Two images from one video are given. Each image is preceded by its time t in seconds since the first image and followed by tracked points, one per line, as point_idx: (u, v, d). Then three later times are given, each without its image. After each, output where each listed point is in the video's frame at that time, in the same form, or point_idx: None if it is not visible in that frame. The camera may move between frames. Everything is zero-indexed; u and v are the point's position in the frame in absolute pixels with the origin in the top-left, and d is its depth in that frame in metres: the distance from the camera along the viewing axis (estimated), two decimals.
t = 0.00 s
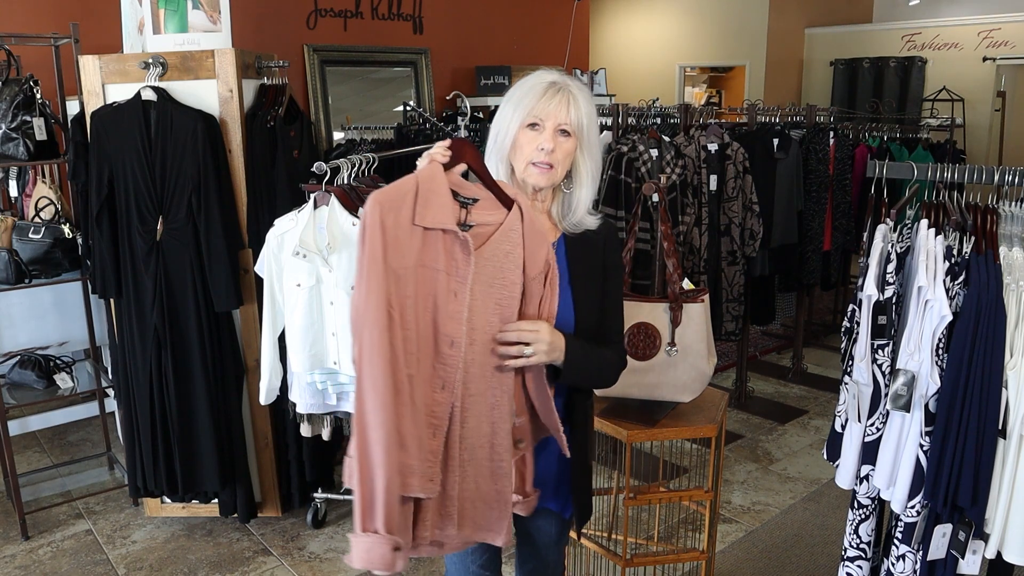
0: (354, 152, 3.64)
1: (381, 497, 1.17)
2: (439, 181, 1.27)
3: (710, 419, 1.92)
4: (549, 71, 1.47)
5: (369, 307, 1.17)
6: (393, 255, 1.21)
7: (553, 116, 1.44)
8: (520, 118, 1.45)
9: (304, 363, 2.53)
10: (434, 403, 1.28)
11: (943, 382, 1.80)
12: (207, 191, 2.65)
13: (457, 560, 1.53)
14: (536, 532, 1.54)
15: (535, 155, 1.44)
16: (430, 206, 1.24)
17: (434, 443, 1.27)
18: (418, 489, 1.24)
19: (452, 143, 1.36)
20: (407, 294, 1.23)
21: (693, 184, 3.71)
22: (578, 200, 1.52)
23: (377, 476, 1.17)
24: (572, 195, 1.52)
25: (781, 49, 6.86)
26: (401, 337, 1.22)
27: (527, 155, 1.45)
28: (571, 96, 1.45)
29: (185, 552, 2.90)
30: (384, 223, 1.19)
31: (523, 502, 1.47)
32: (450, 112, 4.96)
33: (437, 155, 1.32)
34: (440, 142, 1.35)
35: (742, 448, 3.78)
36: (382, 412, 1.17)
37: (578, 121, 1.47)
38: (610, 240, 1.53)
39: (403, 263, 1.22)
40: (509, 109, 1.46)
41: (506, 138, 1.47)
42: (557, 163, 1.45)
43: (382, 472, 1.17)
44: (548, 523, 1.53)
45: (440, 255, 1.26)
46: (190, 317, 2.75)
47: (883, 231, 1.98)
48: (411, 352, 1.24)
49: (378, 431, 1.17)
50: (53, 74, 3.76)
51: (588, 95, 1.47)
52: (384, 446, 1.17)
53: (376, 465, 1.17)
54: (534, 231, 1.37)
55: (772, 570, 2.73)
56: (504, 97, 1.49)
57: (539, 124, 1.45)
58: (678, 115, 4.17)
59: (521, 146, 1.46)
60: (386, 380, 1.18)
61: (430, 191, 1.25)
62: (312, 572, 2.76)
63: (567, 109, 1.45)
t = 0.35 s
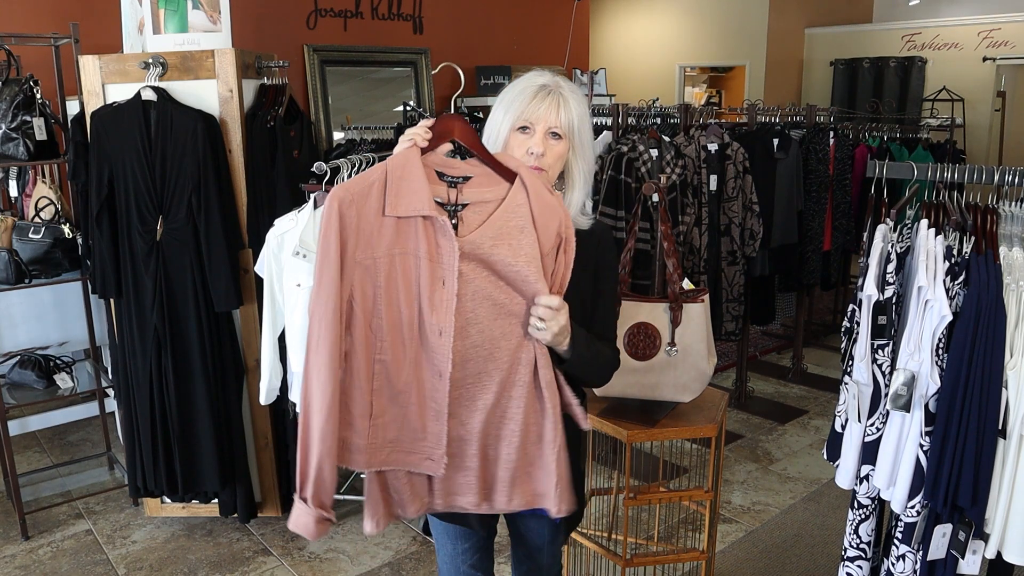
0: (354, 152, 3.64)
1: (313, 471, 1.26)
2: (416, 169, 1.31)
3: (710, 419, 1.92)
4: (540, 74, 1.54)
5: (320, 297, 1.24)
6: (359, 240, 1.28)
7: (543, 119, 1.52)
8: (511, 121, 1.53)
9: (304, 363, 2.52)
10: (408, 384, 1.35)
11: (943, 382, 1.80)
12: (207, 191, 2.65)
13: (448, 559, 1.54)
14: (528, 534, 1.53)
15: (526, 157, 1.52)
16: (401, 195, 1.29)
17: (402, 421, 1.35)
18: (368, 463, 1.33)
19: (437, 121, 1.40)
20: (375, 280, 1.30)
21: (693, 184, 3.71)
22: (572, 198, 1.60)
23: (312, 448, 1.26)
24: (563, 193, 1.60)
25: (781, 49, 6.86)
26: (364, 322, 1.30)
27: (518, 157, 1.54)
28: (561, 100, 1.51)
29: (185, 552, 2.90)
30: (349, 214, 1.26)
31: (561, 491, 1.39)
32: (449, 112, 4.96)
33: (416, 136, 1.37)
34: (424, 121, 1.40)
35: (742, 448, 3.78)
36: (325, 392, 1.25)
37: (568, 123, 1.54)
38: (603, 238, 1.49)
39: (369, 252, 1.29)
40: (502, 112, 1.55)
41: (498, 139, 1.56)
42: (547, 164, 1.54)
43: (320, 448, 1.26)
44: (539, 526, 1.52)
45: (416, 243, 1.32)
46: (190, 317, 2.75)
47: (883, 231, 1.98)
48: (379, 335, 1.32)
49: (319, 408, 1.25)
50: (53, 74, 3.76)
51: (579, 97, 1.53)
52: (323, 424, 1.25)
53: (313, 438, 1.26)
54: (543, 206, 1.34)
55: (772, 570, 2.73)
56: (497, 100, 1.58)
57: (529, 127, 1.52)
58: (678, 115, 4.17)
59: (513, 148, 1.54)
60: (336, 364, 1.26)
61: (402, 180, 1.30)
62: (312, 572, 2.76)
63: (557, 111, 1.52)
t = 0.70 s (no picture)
0: (354, 152, 3.64)
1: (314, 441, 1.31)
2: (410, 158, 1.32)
3: (710, 419, 1.92)
4: (544, 77, 1.56)
5: (312, 281, 1.26)
6: (352, 228, 1.29)
7: (546, 120, 1.53)
8: (515, 122, 1.55)
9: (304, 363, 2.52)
10: (403, 375, 1.33)
11: (943, 382, 1.80)
12: (206, 191, 2.65)
13: (445, 559, 1.53)
14: (525, 536, 1.53)
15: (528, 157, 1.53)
16: (394, 184, 1.30)
17: (395, 414, 1.34)
18: (359, 453, 1.32)
19: (436, 112, 1.44)
20: (369, 269, 1.31)
21: (693, 184, 3.71)
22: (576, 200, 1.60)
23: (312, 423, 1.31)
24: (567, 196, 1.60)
25: (781, 49, 6.86)
26: (357, 310, 1.31)
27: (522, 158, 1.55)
28: (564, 102, 1.53)
29: (185, 552, 2.90)
30: (341, 202, 1.28)
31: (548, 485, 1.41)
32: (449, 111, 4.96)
33: (414, 126, 1.39)
34: (423, 112, 1.44)
35: (742, 448, 3.78)
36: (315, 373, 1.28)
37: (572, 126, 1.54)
38: (602, 238, 1.49)
39: (362, 239, 1.30)
40: (506, 113, 1.57)
41: (501, 140, 1.57)
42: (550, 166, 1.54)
43: (319, 421, 1.31)
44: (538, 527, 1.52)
45: (409, 232, 1.31)
46: (190, 317, 2.75)
47: (883, 231, 1.98)
48: (373, 324, 1.32)
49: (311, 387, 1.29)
50: (53, 73, 3.76)
51: (582, 100, 1.54)
52: (319, 400, 1.30)
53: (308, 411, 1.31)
54: (543, 195, 1.34)
55: (771, 570, 2.73)
56: (502, 102, 1.60)
57: (532, 128, 1.54)
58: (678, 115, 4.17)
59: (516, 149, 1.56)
60: (325, 349, 1.28)
61: (396, 168, 1.31)
62: (312, 572, 2.76)
63: (560, 113, 1.53)
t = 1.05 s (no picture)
0: (354, 152, 3.64)
1: (288, 448, 1.28)
2: (410, 157, 1.33)
3: (710, 419, 1.92)
4: (548, 78, 1.56)
5: (307, 277, 1.26)
6: (348, 225, 1.29)
7: (551, 121, 1.53)
8: (519, 123, 1.55)
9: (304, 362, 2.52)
10: (394, 372, 1.34)
11: (943, 382, 1.80)
12: (206, 191, 2.65)
13: (448, 558, 1.53)
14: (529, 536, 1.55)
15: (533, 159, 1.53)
16: (393, 182, 1.30)
17: (383, 411, 1.34)
18: (348, 452, 1.31)
19: (439, 111, 1.43)
20: (366, 267, 1.31)
21: (693, 184, 3.71)
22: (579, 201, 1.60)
23: (289, 427, 1.28)
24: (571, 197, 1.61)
25: (781, 49, 6.86)
26: (351, 307, 1.30)
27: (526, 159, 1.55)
28: (569, 103, 1.53)
29: (185, 552, 2.90)
30: (339, 197, 1.28)
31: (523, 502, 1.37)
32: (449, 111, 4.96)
33: (417, 125, 1.39)
34: (427, 112, 1.43)
35: (742, 448, 3.78)
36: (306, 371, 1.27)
37: (576, 126, 1.54)
38: (607, 238, 1.50)
39: (358, 236, 1.30)
40: (511, 113, 1.56)
41: (506, 141, 1.57)
42: (555, 167, 1.54)
43: (297, 428, 1.28)
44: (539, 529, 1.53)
45: (405, 230, 1.32)
46: (190, 317, 2.75)
47: (883, 231, 1.98)
48: (366, 321, 1.32)
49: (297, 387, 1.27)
50: (53, 73, 3.76)
51: (587, 100, 1.54)
52: (301, 401, 1.27)
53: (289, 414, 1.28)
54: (543, 201, 1.33)
55: (772, 570, 2.73)
56: (507, 102, 1.59)
57: (537, 128, 1.53)
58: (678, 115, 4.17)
59: (520, 149, 1.55)
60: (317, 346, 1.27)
61: (395, 166, 1.31)
62: (312, 572, 2.76)
63: (564, 114, 1.53)
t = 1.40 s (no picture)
0: (354, 152, 3.64)
1: (319, 463, 1.27)
2: (419, 165, 1.32)
3: (710, 419, 1.92)
4: (552, 78, 1.55)
5: (323, 291, 1.26)
6: (362, 237, 1.29)
7: (553, 122, 1.53)
8: (521, 122, 1.55)
9: (304, 362, 2.52)
10: (408, 379, 1.35)
11: (943, 382, 1.80)
12: (206, 191, 2.65)
13: (447, 556, 1.53)
14: (528, 537, 1.54)
15: (535, 159, 1.53)
16: (404, 192, 1.30)
17: (402, 418, 1.35)
18: (376, 461, 1.32)
19: (441, 119, 1.41)
20: (380, 276, 1.31)
21: (693, 184, 3.71)
22: (580, 201, 1.60)
23: (318, 442, 1.28)
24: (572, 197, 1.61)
25: (781, 49, 6.87)
26: (368, 318, 1.30)
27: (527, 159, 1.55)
28: (571, 103, 1.53)
29: (185, 552, 2.90)
30: (352, 209, 1.27)
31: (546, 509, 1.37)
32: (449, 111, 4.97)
33: (422, 134, 1.38)
34: (428, 120, 1.41)
35: (742, 448, 3.78)
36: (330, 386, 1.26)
37: (578, 127, 1.54)
38: (609, 238, 1.47)
39: (372, 247, 1.30)
40: (513, 113, 1.56)
41: (508, 140, 1.57)
42: (556, 167, 1.55)
43: (326, 442, 1.27)
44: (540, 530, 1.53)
45: (417, 239, 1.32)
46: (190, 317, 2.75)
47: (883, 231, 1.98)
48: (381, 331, 1.32)
49: (325, 402, 1.27)
50: (53, 73, 3.76)
51: (590, 101, 1.54)
52: (329, 415, 1.27)
53: (319, 429, 1.28)
54: (546, 202, 1.33)
55: (771, 570, 2.73)
56: (510, 101, 1.59)
57: (539, 128, 1.53)
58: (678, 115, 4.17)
59: (522, 149, 1.55)
60: (339, 359, 1.27)
61: (406, 175, 1.31)
62: (312, 572, 2.76)
63: (567, 114, 1.53)
